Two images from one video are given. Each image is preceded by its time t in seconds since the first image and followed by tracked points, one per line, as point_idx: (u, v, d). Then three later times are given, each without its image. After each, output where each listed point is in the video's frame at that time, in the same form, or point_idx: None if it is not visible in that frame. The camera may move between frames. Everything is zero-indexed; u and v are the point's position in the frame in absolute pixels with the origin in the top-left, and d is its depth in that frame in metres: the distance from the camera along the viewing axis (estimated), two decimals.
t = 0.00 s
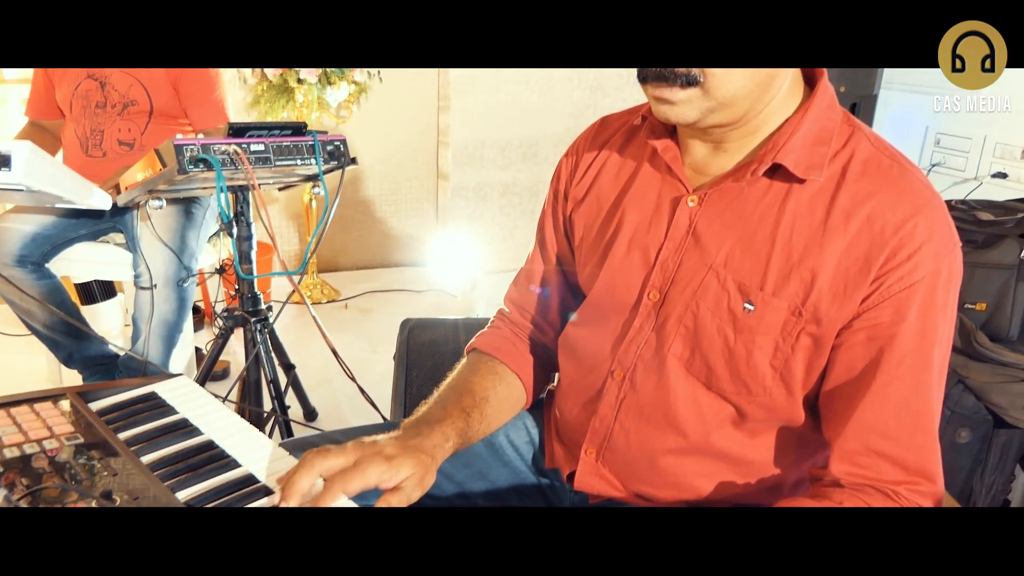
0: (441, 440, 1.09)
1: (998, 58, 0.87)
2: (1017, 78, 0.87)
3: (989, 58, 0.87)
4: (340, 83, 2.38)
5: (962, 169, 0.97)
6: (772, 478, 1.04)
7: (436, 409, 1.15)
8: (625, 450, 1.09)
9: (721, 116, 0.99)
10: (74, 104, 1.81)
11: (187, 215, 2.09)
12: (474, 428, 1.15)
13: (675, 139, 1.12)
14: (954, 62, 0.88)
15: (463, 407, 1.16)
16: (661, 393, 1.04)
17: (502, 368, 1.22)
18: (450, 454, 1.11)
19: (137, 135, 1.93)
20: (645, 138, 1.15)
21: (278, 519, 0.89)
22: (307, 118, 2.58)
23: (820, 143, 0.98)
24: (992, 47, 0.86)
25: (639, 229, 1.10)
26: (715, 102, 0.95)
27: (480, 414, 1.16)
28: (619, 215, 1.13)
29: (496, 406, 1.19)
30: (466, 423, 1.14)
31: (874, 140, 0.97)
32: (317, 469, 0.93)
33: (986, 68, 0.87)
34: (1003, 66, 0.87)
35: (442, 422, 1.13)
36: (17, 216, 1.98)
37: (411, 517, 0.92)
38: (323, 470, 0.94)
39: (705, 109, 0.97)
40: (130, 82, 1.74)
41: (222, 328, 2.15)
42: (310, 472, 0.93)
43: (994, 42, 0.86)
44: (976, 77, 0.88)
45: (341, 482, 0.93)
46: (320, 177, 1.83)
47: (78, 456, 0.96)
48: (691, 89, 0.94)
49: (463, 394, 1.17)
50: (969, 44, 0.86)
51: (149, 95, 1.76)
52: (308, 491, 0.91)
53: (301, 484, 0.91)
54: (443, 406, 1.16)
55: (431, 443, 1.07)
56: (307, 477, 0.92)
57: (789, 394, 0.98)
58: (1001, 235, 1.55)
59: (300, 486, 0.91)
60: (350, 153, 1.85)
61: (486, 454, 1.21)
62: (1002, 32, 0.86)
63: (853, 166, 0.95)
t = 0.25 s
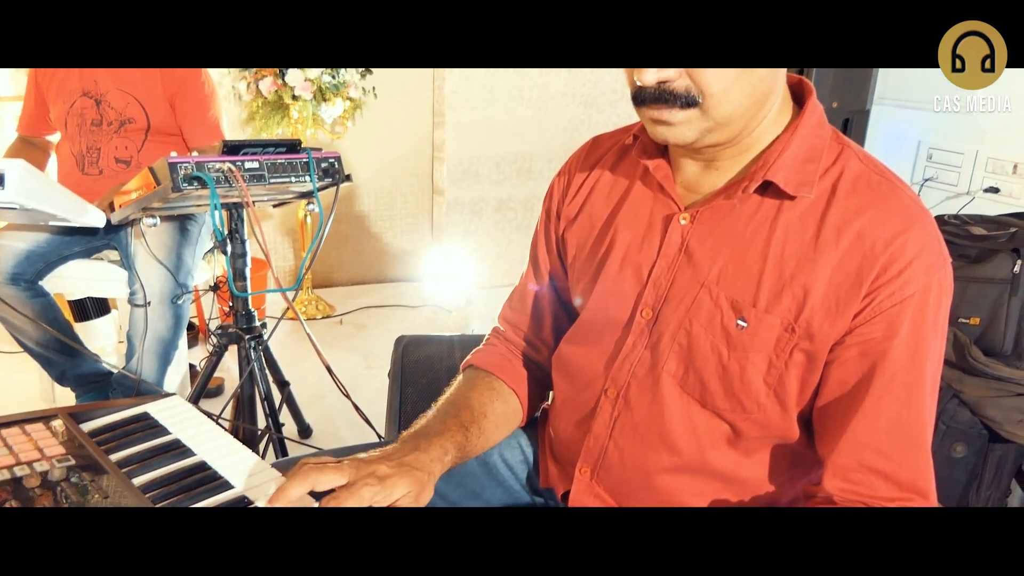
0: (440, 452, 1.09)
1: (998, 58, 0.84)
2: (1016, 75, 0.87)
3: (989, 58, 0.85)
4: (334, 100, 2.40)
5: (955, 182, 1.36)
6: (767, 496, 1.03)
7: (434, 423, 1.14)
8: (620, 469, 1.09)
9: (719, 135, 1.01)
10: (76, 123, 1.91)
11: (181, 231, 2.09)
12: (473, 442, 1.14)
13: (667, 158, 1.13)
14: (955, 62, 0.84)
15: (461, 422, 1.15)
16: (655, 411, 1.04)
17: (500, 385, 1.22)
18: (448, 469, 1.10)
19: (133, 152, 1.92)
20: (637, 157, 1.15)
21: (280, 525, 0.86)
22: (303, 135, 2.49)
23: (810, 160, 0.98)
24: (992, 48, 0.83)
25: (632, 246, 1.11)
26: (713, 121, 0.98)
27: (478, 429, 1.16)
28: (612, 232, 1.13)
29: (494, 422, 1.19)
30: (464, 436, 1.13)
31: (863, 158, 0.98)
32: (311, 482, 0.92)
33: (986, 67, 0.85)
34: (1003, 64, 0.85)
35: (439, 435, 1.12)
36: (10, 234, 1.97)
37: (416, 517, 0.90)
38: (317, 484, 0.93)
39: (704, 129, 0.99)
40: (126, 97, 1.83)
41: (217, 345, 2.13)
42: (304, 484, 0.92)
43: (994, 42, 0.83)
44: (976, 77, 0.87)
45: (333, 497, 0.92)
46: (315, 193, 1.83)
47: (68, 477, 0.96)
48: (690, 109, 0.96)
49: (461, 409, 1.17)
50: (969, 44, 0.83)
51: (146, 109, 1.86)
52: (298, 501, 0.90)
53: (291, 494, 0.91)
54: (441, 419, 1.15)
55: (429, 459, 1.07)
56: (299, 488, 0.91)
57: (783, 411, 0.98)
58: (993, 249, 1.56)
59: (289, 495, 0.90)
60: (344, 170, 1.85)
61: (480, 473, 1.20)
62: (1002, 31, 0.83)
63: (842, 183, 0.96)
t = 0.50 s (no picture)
0: (438, 471, 1.08)
1: (998, 58, 0.83)
2: (1017, 75, 0.86)
3: (988, 59, 0.84)
4: (328, 117, 2.40)
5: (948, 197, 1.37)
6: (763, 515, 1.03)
7: (432, 442, 1.14)
8: (615, 488, 1.08)
9: (710, 154, 1.03)
10: (69, 141, 1.93)
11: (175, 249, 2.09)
12: (470, 459, 1.14)
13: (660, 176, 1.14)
14: (955, 62, 0.83)
15: (458, 439, 1.15)
16: (650, 430, 1.04)
17: (496, 403, 1.21)
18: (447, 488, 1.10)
19: (125, 169, 1.91)
20: (631, 175, 1.16)
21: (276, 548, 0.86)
22: (298, 152, 2.51)
23: (802, 179, 0.99)
24: (992, 48, 0.83)
25: (626, 265, 1.11)
26: (704, 141, 1.01)
27: (476, 446, 1.16)
28: (606, 250, 1.14)
29: (491, 440, 1.18)
30: (462, 456, 1.13)
31: (855, 177, 0.99)
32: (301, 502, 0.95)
33: (986, 67, 0.84)
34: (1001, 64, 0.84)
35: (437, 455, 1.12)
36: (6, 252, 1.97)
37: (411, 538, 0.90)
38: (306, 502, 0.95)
39: (695, 149, 1.02)
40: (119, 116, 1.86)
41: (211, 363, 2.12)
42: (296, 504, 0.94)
43: (993, 42, 0.82)
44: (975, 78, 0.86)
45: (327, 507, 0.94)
46: (310, 211, 1.83)
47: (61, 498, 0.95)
48: (681, 129, 1.00)
49: (457, 428, 1.17)
50: (969, 44, 0.82)
51: (140, 127, 1.88)
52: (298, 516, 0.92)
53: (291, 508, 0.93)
54: (439, 438, 1.15)
55: (427, 477, 1.06)
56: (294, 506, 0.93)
57: (779, 430, 0.97)
58: (986, 263, 1.57)
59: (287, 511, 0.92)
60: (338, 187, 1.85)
61: (476, 493, 1.18)
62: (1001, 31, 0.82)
63: (835, 202, 0.96)
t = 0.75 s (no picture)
0: (435, 493, 1.08)
1: (998, 58, 0.87)
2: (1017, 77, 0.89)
3: (988, 58, 0.87)
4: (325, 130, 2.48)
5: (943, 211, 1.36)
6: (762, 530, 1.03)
7: (429, 463, 1.13)
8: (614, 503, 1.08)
9: (704, 170, 1.04)
10: (68, 158, 1.90)
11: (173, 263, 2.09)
12: (468, 478, 1.13)
13: (658, 192, 1.15)
14: (955, 61, 0.87)
15: (455, 459, 1.14)
16: (649, 445, 1.04)
17: (494, 421, 1.21)
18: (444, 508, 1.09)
19: (126, 183, 1.88)
20: (629, 191, 1.17)
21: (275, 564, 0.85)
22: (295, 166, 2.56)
23: (801, 195, 0.99)
24: (992, 48, 0.86)
25: (625, 281, 1.11)
26: (697, 156, 1.02)
27: (473, 466, 1.15)
28: (605, 265, 1.14)
29: (488, 458, 1.18)
30: (459, 476, 1.12)
31: (853, 193, 0.99)
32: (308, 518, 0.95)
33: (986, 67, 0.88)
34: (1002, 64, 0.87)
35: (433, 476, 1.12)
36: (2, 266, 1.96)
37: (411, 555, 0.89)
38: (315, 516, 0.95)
39: (689, 164, 1.03)
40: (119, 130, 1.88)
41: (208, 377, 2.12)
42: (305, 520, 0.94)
43: (993, 42, 0.86)
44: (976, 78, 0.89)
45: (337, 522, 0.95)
46: (307, 225, 1.84)
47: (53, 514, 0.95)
48: (674, 142, 1.01)
49: (454, 448, 1.16)
50: (969, 43, 0.86)
51: (141, 141, 1.89)
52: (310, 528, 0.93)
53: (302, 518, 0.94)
54: (435, 460, 1.15)
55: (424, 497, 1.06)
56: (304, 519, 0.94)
57: (778, 445, 0.97)
58: (982, 275, 1.58)
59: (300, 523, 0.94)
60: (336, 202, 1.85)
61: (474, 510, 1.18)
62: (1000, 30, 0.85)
63: (833, 219, 0.96)
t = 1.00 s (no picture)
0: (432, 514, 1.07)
1: (998, 57, 0.87)
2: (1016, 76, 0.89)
3: (990, 57, 0.87)
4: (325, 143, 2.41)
5: (941, 224, 1.38)
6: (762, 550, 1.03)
7: (426, 486, 1.12)
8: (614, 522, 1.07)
9: (704, 189, 1.05)
10: (67, 171, 1.90)
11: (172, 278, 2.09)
12: (466, 500, 1.12)
13: (657, 211, 1.15)
14: (955, 61, 0.87)
15: (452, 481, 1.14)
16: (648, 465, 1.04)
17: (492, 441, 1.20)
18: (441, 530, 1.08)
19: (123, 198, 1.87)
20: (629, 210, 1.17)
21: None
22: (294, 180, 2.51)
23: (800, 215, 0.99)
24: (992, 47, 0.86)
25: (625, 299, 1.11)
26: (697, 175, 1.03)
27: (471, 487, 1.14)
28: (604, 284, 1.14)
29: (486, 479, 1.17)
30: (457, 499, 1.11)
31: (852, 213, 0.99)
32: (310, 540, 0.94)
33: (987, 66, 0.88)
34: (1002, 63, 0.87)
35: (430, 499, 1.10)
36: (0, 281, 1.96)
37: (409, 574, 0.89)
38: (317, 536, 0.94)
39: (688, 183, 1.04)
40: (117, 143, 1.86)
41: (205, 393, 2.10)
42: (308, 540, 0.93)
43: (994, 42, 0.85)
44: (977, 77, 0.89)
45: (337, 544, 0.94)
46: (306, 240, 1.84)
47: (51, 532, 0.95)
48: (674, 161, 1.03)
49: (452, 470, 1.15)
50: (969, 43, 0.85)
51: (139, 153, 1.87)
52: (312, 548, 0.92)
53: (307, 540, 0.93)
54: (433, 482, 1.14)
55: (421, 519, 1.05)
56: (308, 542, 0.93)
57: (778, 465, 0.97)
58: (981, 289, 1.57)
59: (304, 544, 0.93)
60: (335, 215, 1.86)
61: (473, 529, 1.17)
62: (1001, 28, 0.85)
63: (832, 238, 0.97)
